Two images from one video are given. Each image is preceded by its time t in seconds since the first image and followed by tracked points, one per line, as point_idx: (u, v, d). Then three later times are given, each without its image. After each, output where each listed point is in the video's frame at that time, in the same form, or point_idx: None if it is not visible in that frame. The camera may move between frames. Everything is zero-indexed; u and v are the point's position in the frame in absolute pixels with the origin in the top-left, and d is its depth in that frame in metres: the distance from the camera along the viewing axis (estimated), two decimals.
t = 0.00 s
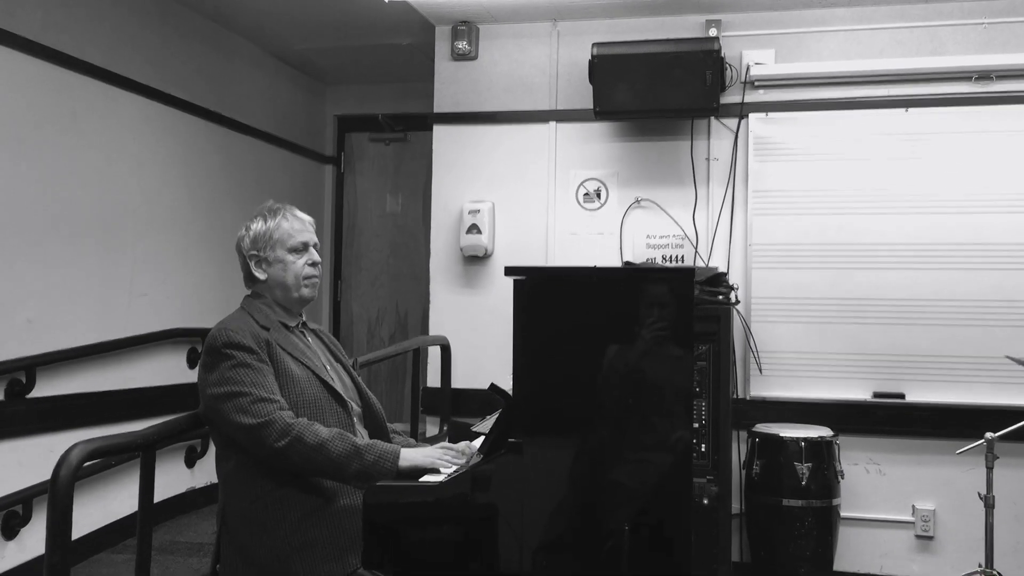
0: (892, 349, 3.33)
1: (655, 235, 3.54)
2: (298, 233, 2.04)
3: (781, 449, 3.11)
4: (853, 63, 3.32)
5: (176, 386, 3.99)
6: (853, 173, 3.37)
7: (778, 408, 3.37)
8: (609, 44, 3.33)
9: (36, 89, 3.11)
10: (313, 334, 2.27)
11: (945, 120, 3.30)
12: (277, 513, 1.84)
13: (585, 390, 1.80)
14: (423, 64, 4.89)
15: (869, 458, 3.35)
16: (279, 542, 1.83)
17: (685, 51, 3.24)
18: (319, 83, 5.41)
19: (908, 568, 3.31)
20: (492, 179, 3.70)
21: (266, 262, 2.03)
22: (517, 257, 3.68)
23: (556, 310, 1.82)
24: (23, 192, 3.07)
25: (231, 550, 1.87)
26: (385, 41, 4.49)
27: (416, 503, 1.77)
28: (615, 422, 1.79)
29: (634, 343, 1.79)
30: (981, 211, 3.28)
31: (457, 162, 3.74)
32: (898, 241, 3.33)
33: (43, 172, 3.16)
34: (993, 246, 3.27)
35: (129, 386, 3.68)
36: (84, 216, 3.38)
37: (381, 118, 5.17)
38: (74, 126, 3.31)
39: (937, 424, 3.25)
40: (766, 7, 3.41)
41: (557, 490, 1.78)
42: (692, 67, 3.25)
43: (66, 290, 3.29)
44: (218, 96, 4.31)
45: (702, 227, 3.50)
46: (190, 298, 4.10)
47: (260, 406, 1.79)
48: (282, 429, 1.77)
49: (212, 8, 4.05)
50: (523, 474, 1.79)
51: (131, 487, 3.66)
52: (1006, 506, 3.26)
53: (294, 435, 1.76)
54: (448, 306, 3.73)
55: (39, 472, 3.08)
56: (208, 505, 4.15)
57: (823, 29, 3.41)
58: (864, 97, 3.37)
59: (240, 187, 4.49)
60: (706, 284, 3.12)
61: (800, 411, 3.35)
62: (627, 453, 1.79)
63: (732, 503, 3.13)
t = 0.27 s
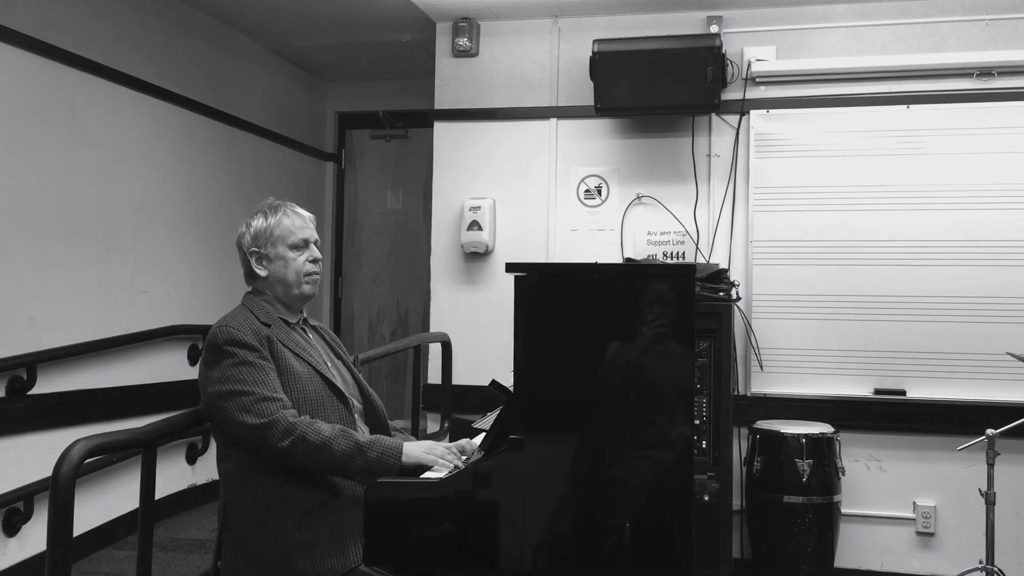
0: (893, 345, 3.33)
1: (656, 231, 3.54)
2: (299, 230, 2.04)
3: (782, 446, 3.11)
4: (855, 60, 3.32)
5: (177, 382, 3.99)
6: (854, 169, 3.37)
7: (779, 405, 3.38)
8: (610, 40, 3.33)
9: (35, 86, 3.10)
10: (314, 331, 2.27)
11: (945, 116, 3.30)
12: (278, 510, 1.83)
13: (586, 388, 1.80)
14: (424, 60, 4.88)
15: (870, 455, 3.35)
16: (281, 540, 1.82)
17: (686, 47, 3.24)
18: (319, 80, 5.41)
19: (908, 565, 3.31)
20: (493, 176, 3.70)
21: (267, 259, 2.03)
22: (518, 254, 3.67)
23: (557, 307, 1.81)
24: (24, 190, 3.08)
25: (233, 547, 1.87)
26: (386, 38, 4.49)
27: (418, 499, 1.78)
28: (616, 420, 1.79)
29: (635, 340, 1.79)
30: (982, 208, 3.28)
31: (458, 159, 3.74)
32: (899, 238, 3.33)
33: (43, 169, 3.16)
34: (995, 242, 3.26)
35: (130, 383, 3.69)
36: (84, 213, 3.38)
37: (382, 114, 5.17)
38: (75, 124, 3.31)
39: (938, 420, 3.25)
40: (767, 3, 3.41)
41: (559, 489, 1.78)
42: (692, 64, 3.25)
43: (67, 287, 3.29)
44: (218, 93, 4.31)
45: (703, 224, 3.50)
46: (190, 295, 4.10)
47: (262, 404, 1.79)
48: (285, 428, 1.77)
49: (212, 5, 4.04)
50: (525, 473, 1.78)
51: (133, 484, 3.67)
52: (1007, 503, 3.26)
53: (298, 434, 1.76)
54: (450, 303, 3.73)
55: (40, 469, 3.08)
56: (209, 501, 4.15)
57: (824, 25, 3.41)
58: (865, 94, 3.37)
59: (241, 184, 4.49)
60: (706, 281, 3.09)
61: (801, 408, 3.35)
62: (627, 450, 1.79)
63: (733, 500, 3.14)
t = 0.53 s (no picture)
0: (894, 342, 3.33)
1: (657, 228, 3.54)
2: (300, 227, 2.03)
3: (783, 443, 3.11)
4: (856, 56, 3.31)
5: (177, 380, 3.99)
6: (855, 166, 3.37)
7: (780, 401, 3.38)
8: (610, 37, 3.33)
9: (35, 83, 3.10)
10: (315, 328, 2.27)
11: (947, 113, 3.29)
12: (279, 507, 1.83)
13: (587, 385, 1.80)
14: (424, 57, 4.88)
15: (871, 452, 3.35)
16: (282, 536, 1.82)
17: (686, 44, 3.24)
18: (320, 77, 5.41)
19: (909, 562, 3.31)
20: (493, 173, 3.70)
21: (268, 256, 2.03)
22: (519, 251, 3.67)
23: (558, 303, 1.82)
24: (26, 187, 3.08)
25: (233, 543, 1.87)
26: (386, 35, 4.48)
27: (417, 496, 1.76)
28: (616, 416, 1.79)
29: (636, 337, 1.79)
30: (983, 204, 3.28)
31: (458, 156, 3.74)
32: (900, 234, 3.33)
33: (44, 166, 3.16)
34: (996, 239, 3.26)
35: (131, 381, 3.69)
36: (85, 210, 3.38)
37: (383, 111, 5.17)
38: (75, 121, 3.31)
39: (939, 417, 3.25)
40: None
41: (559, 484, 1.78)
42: (693, 60, 3.25)
43: (68, 284, 3.29)
44: (218, 91, 4.31)
45: (704, 221, 3.50)
46: (191, 292, 4.10)
47: (265, 400, 1.79)
48: (288, 424, 1.77)
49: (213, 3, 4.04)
50: (526, 467, 1.79)
51: (133, 481, 3.67)
52: (1008, 500, 3.26)
53: (301, 430, 1.76)
54: (450, 300, 3.73)
55: (41, 466, 3.08)
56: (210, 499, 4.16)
57: (825, 22, 3.41)
58: (866, 91, 3.37)
59: (242, 181, 4.49)
60: (708, 278, 3.10)
61: (802, 405, 3.35)
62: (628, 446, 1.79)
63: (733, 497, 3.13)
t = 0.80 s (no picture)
0: (895, 340, 3.33)
1: (657, 226, 3.54)
2: (300, 225, 2.03)
3: (784, 440, 3.11)
4: (857, 54, 3.31)
5: (178, 378, 3.99)
6: (856, 163, 3.37)
7: (781, 399, 3.38)
8: (611, 35, 3.32)
9: (36, 82, 3.10)
10: (315, 326, 2.27)
11: (948, 110, 3.29)
12: (279, 504, 1.83)
13: (587, 383, 1.80)
14: (424, 55, 4.88)
15: (872, 449, 3.35)
16: (283, 535, 1.81)
17: (687, 42, 3.23)
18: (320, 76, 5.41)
19: (910, 559, 3.31)
20: (494, 171, 3.70)
21: (268, 254, 2.02)
22: (519, 248, 3.67)
23: (559, 302, 1.81)
24: (26, 185, 3.08)
25: (233, 541, 1.87)
26: (387, 33, 4.48)
27: (418, 494, 1.77)
28: (617, 415, 1.78)
29: (636, 335, 1.79)
30: (984, 201, 3.28)
31: (459, 154, 3.74)
32: (901, 232, 3.33)
33: (44, 164, 3.16)
34: (997, 236, 3.26)
35: (131, 379, 3.69)
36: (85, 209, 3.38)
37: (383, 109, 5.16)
38: (76, 119, 3.31)
39: (940, 415, 3.25)
40: None
41: (560, 483, 1.78)
42: (694, 58, 3.24)
43: (68, 282, 3.29)
44: (218, 89, 4.31)
45: (705, 218, 3.50)
46: (191, 291, 4.10)
47: (266, 399, 1.79)
48: (290, 423, 1.77)
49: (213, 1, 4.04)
50: (527, 465, 1.79)
51: (134, 480, 3.67)
52: (1009, 497, 3.26)
53: (303, 429, 1.76)
54: (451, 298, 3.73)
55: (42, 464, 3.08)
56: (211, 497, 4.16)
57: (826, 19, 3.41)
58: (867, 88, 3.37)
59: (242, 179, 4.49)
60: (708, 276, 3.11)
61: (803, 403, 3.35)
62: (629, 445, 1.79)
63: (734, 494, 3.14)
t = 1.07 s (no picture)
0: (895, 338, 3.32)
1: (658, 225, 3.54)
2: (301, 224, 2.04)
3: (784, 439, 3.11)
4: (857, 52, 3.31)
5: (179, 377, 3.99)
6: (856, 161, 3.37)
7: (782, 397, 3.38)
8: (611, 33, 3.32)
9: (36, 81, 3.10)
10: (316, 325, 2.27)
11: (949, 108, 3.29)
12: (280, 502, 1.83)
13: (587, 381, 1.79)
14: (424, 53, 4.88)
15: (872, 448, 3.35)
16: (284, 533, 1.81)
17: (687, 40, 3.23)
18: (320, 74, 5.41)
19: (911, 558, 3.31)
20: (494, 169, 3.70)
21: (269, 253, 2.02)
22: (519, 247, 3.67)
23: (559, 300, 1.81)
24: (27, 184, 3.08)
25: (234, 540, 1.87)
26: (387, 32, 4.48)
27: (418, 493, 1.79)
28: (617, 413, 1.78)
29: (636, 334, 1.79)
30: (985, 200, 3.27)
31: (458, 153, 3.74)
32: (901, 230, 3.32)
33: (44, 163, 3.16)
34: (997, 234, 3.26)
35: (132, 378, 3.69)
36: (85, 208, 3.38)
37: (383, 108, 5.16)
38: (76, 118, 3.31)
39: (940, 413, 3.25)
40: None
41: (560, 481, 1.78)
42: (694, 56, 3.24)
43: (69, 282, 3.29)
44: (219, 88, 4.31)
45: (705, 217, 3.49)
46: (192, 291, 4.10)
47: (268, 397, 1.78)
48: (292, 421, 1.77)
49: None
50: (527, 464, 1.78)
51: (135, 479, 3.67)
52: (1010, 495, 3.26)
53: (305, 426, 1.76)
54: (451, 297, 3.73)
55: (43, 463, 3.09)
56: (211, 496, 4.16)
57: (826, 17, 3.41)
58: (867, 86, 3.37)
59: (242, 178, 4.49)
60: (708, 274, 3.13)
61: (803, 401, 3.35)
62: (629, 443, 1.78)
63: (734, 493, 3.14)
